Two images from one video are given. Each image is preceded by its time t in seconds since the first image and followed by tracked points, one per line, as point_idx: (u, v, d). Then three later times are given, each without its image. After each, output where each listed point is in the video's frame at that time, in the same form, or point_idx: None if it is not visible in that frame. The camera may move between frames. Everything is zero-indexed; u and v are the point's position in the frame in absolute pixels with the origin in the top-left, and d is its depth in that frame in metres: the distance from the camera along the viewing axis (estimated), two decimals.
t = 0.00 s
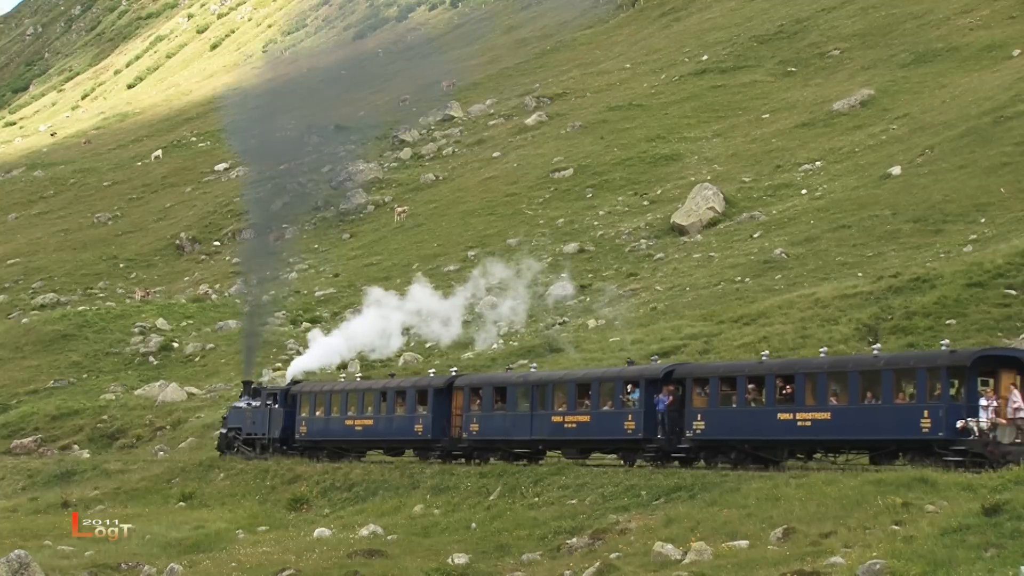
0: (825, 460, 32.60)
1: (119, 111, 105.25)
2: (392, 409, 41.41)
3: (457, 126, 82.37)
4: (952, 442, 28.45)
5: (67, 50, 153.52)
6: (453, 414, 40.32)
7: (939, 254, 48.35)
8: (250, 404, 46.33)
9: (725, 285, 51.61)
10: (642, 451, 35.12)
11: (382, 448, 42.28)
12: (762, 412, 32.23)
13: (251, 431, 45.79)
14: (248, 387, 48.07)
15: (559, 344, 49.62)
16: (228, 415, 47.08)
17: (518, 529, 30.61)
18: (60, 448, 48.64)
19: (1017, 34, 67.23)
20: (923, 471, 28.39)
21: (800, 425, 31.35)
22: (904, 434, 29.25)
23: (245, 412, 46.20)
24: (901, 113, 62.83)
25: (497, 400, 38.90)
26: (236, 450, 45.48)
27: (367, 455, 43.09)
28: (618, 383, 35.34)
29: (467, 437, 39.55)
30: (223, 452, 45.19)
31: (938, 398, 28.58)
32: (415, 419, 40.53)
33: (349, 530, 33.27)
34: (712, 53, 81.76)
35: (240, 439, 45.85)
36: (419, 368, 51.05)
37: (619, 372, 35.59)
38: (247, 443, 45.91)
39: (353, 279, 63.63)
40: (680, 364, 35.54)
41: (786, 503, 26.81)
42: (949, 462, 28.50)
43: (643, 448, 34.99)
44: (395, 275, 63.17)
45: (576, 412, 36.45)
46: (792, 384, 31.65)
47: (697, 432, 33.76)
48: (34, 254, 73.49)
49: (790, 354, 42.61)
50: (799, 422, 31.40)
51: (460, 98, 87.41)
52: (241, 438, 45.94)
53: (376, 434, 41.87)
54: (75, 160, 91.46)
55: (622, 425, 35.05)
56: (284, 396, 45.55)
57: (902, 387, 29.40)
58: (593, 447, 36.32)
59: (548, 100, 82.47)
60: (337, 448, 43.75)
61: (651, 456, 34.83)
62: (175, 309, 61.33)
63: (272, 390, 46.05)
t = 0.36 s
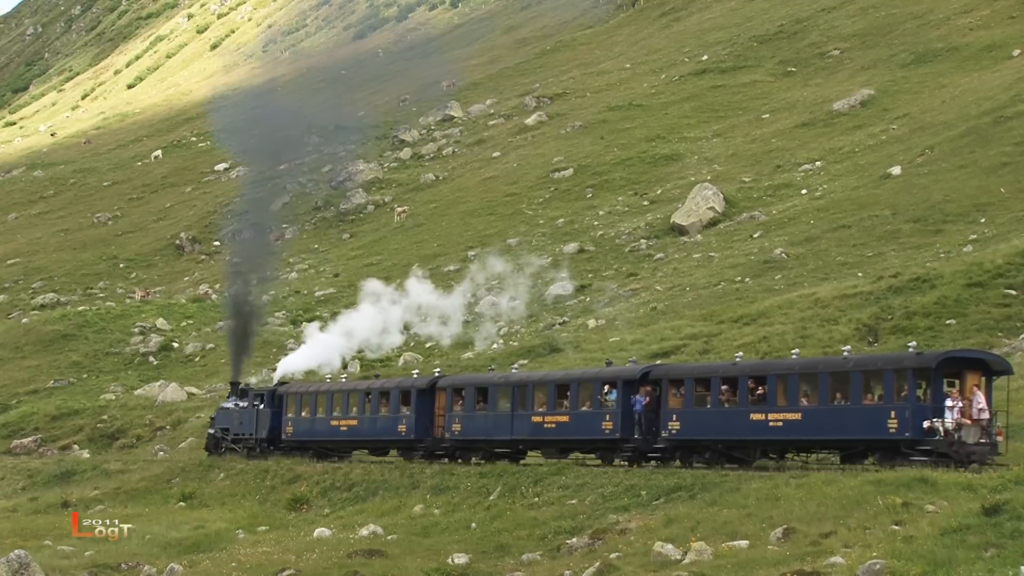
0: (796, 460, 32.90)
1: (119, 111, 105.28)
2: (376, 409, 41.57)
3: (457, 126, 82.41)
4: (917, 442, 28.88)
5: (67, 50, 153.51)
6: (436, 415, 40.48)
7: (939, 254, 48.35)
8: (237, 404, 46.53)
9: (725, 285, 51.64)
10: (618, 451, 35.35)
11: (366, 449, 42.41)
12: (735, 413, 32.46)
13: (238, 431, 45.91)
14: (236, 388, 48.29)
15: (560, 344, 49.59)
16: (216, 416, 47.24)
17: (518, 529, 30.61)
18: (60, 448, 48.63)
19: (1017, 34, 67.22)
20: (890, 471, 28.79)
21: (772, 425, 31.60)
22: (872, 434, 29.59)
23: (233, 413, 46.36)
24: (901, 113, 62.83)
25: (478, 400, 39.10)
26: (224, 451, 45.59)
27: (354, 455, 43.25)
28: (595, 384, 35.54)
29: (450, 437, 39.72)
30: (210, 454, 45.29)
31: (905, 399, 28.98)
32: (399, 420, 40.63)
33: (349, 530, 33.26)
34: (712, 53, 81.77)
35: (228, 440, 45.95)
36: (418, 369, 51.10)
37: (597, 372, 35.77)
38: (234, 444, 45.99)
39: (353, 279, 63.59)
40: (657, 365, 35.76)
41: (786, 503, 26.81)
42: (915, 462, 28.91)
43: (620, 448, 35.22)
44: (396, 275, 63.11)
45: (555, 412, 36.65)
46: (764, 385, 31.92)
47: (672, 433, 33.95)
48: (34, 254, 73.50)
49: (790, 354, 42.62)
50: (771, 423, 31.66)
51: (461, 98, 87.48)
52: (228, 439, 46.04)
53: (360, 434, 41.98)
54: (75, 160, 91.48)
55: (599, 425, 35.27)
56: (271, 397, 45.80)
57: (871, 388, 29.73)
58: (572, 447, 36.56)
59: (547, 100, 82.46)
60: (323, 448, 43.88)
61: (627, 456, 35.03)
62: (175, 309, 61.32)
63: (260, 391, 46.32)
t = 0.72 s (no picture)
0: (770, 459, 33.24)
1: (120, 111, 105.32)
2: (360, 410, 42.27)
3: (456, 126, 82.42)
4: (885, 442, 29.21)
5: (67, 50, 153.47)
6: (420, 415, 41.07)
7: (939, 254, 48.33)
8: (225, 405, 47.24)
9: (725, 285, 51.65)
10: (596, 450, 35.71)
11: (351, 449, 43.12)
12: (710, 413, 32.82)
13: (226, 431, 46.64)
14: (224, 389, 48.90)
15: (561, 344, 49.55)
16: (205, 416, 47.93)
17: (518, 529, 30.61)
18: (60, 448, 48.63)
19: (1018, 34, 67.21)
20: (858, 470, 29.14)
21: (745, 426, 31.96)
22: (841, 434, 29.93)
23: (221, 413, 47.07)
24: (901, 113, 62.83)
25: (460, 401, 39.52)
26: (212, 450, 46.35)
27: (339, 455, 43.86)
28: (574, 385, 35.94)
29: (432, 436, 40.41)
30: (198, 454, 46.11)
31: (873, 399, 29.31)
32: (382, 420, 41.25)
33: (349, 530, 33.25)
34: (712, 53, 81.77)
35: (215, 440, 46.73)
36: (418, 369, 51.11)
37: (577, 374, 36.19)
38: (222, 443, 46.75)
39: (354, 279, 63.47)
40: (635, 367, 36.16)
41: (786, 503, 26.81)
42: (883, 461, 29.24)
43: (598, 448, 35.59)
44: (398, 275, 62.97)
45: (535, 412, 37.07)
46: (738, 386, 32.28)
47: (648, 433, 34.28)
48: (34, 254, 73.51)
49: (790, 354, 42.62)
50: (744, 423, 32.01)
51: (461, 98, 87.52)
52: (216, 439, 46.83)
53: (345, 434, 42.76)
54: (75, 160, 91.49)
55: (578, 425, 35.63)
56: (258, 397, 46.52)
57: (840, 389, 30.06)
58: (552, 446, 36.93)
59: (547, 100, 82.45)
60: (309, 448, 44.63)
61: (606, 455, 35.45)
62: (175, 309, 61.32)
63: (247, 391, 47.03)
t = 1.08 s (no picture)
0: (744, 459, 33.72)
1: (120, 111, 105.36)
2: (345, 410, 42.75)
3: (456, 125, 82.47)
4: (854, 442, 29.70)
5: (67, 50, 153.50)
6: (404, 415, 41.54)
7: (939, 254, 48.32)
8: (213, 405, 47.58)
9: (725, 285, 51.67)
10: (575, 450, 36.16)
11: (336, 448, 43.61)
12: (684, 413, 33.25)
13: (215, 431, 46.96)
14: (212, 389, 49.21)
15: (562, 344, 49.54)
16: (193, 416, 48.27)
17: (518, 529, 30.61)
18: (60, 448, 48.64)
19: (1017, 34, 67.21)
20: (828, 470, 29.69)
21: (719, 426, 32.38)
22: (811, 434, 30.44)
23: (209, 413, 47.39)
24: (901, 113, 62.83)
25: (443, 401, 39.96)
26: (201, 451, 46.70)
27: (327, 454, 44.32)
28: (553, 386, 36.37)
29: (416, 436, 40.74)
30: (189, 455, 46.53)
31: (842, 400, 29.80)
32: (367, 421, 41.77)
33: (349, 530, 33.25)
34: (712, 53, 81.79)
35: (204, 440, 47.13)
36: (418, 369, 51.12)
37: (556, 375, 36.61)
38: (211, 443, 47.09)
39: (354, 279, 63.42)
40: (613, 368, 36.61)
41: (786, 503, 26.81)
42: (852, 461, 29.73)
43: (576, 448, 36.03)
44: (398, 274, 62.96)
45: (516, 413, 37.50)
46: (712, 386, 32.71)
47: (626, 433, 34.72)
48: (34, 254, 73.52)
49: (790, 354, 42.62)
50: (718, 423, 32.43)
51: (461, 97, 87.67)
52: (205, 439, 47.18)
53: (330, 435, 43.30)
54: (75, 160, 91.50)
55: (557, 426, 36.07)
56: (246, 397, 46.91)
57: (811, 390, 30.51)
58: (532, 446, 37.37)
59: (547, 100, 82.43)
60: (295, 447, 45.09)
61: (584, 455, 35.88)
62: (175, 309, 61.34)
63: (235, 392, 47.36)
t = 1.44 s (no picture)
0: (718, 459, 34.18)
1: (120, 111, 105.40)
2: (331, 411, 43.15)
3: (456, 125, 82.49)
4: (824, 442, 30.16)
5: (67, 50, 153.52)
6: (388, 416, 41.86)
7: (939, 254, 48.31)
8: (201, 406, 48.05)
9: (724, 285, 51.67)
10: (554, 450, 36.56)
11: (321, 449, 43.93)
12: (660, 414, 33.62)
13: (202, 432, 47.39)
14: (201, 390, 49.73)
15: (562, 344, 49.51)
16: (182, 417, 48.72)
17: (517, 529, 30.60)
18: (60, 448, 48.63)
19: (1018, 34, 67.21)
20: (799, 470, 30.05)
21: (694, 426, 32.77)
22: (782, 435, 30.92)
23: (197, 414, 47.85)
24: (901, 113, 62.83)
25: (426, 402, 40.28)
26: (188, 451, 47.18)
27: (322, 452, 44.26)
28: (533, 387, 36.74)
29: (399, 437, 41.17)
30: (176, 455, 47.01)
31: (813, 401, 30.25)
32: (352, 421, 42.09)
33: (349, 530, 33.25)
34: (712, 53, 81.79)
35: (192, 441, 47.68)
36: (418, 369, 51.13)
37: (535, 376, 36.98)
38: (199, 444, 47.56)
39: (354, 279, 63.40)
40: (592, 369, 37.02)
41: (786, 503, 26.79)
42: (822, 461, 30.17)
43: (555, 448, 36.43)
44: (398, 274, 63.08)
45: (497, 414, 37.88)
46: (687, 387, 33.08)
47: (603, 433, 35.06)
48: (34, 254, 73.52)
49: (790, 354, 42.62)
50: (693, 423, 32.82)
51: (460, 97, 87.81)
52: (193, 440, 47.63)
53: (316, 435, 43.66)
54: (75, 160, 91.53)
55: (537, 426, 36.44)
56: (233, 398, 47.36)
57: (783, 391, 30.92)
58: (513, 447, 37.78)
59: (547, 100, 82.42)
60: (280, 447, 45.52)
61: (563, 455, 36.31)
62: (175, 309, 61.38)
63: (223, 393, 47.85)
